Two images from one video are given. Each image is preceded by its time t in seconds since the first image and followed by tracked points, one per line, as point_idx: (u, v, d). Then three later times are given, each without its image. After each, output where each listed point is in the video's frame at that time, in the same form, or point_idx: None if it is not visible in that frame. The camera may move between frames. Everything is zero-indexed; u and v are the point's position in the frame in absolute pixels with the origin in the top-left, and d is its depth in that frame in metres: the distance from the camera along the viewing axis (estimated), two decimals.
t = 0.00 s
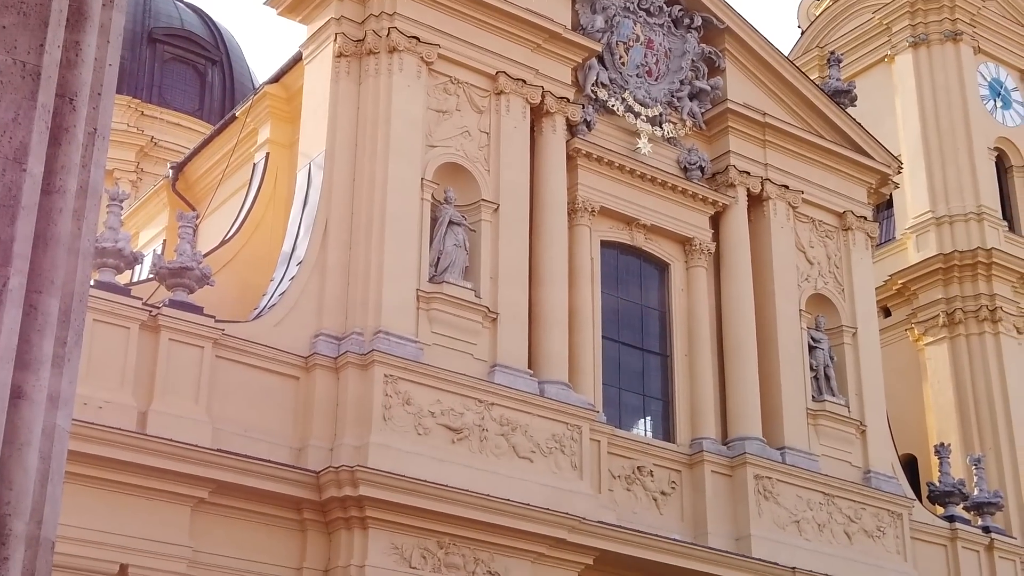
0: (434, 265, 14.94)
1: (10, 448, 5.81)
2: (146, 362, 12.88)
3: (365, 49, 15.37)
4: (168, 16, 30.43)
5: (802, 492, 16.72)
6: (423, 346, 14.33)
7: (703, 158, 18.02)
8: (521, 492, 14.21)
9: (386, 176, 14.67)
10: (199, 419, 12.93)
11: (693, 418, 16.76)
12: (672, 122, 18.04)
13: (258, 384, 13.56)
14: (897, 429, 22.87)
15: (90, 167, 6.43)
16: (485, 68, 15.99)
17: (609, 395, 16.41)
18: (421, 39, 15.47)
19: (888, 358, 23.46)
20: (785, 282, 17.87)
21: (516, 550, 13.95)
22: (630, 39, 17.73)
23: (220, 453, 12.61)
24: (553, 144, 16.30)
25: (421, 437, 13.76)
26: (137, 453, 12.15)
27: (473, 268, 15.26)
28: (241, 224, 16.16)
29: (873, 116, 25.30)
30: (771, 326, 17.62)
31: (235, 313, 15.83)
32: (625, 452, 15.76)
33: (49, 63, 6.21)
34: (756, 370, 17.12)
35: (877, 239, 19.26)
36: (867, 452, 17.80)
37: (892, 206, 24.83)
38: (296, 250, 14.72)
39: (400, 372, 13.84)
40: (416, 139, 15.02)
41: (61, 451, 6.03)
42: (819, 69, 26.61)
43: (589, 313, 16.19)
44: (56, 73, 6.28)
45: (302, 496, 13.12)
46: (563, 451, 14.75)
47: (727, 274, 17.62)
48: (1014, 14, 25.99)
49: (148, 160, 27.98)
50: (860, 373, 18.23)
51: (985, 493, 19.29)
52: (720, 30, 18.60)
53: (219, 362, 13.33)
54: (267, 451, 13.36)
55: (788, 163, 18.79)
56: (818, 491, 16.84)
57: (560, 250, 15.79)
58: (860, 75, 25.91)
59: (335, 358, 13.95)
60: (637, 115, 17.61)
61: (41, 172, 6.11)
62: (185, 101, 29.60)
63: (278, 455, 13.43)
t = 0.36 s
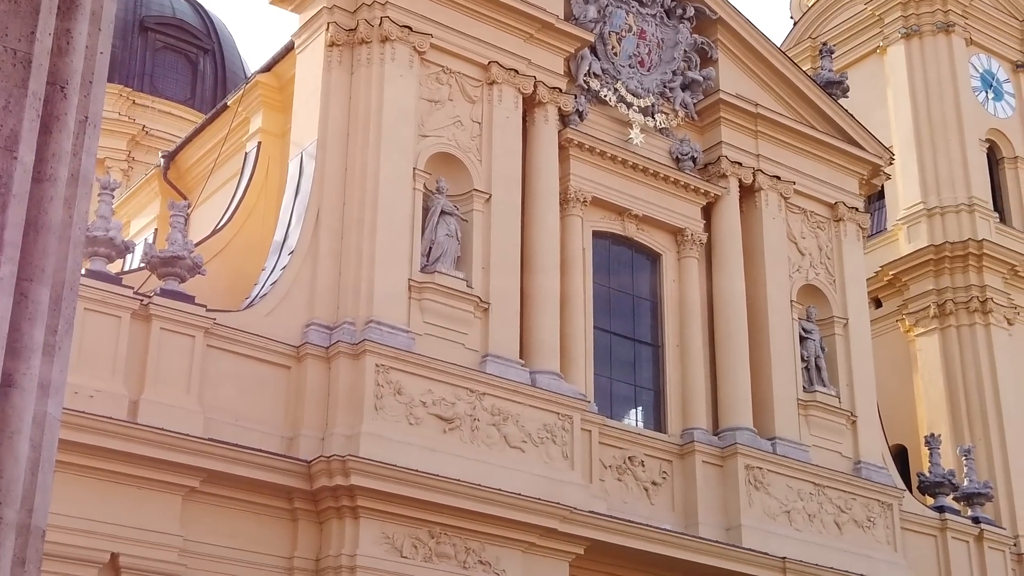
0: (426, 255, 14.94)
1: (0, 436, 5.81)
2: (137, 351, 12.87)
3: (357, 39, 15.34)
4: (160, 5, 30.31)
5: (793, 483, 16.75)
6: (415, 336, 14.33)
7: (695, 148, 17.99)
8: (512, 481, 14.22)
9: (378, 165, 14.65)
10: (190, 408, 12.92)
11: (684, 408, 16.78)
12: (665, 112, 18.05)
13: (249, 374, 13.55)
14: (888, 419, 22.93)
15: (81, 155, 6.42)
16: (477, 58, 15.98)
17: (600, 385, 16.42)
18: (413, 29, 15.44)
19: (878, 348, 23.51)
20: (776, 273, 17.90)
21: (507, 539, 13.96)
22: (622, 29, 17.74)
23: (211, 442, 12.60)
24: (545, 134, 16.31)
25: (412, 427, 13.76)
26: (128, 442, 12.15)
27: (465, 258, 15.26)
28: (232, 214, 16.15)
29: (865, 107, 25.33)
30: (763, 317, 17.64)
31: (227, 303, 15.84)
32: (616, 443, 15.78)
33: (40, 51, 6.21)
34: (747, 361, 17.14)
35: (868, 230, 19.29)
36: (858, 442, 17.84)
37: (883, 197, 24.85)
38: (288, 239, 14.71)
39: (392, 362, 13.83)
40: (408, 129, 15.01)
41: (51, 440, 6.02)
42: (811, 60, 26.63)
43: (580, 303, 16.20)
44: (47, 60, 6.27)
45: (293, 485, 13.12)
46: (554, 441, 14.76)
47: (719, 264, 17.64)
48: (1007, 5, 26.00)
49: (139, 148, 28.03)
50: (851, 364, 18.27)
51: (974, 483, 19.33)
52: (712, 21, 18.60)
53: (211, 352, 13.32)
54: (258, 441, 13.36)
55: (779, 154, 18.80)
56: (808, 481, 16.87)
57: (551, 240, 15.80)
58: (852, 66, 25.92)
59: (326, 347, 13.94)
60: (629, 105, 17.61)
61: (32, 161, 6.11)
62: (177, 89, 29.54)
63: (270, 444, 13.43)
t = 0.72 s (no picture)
0: (418, 243, 14.94)
1: None
2: (128, 339, 12.86)
3: (350, 27, 15.32)
4: None
5: (784, 472, 16.79)
6: (407, 325, 14.33)
7: (688, 138, 18.00)
8: (504, 470, 14.24)
9: (371, 154, 14.64)
10: (182, 396, 12.92)
11: (675, 398, 16.81)
12: (657, 102, 18.04)
13: (240, 362, 13.54)
14: (879, 409, 22.97)
15: (72, 142, 6.40)
16: (470, 47, 15.96)
17: (592, 374, 16.44)
18: (406, 17, 15.42)
19: (869, 339, 23.55)
20: (768, 263, 17.91)
21: (498, 528, 13.98)
22: (615, 19, 17.72)
23: (203, 431, 12.60)
24: (538, 123, 16.31)
25: (404, 415, 13.77)
26: (119, 430, 12.14)
27: (457, 247, 15.26)
28: (224, 202, 16.15)
29: (857, 98, 25.35)
30: (754, 307, 17.67)
31: (219, 291, 15.85)
32: (608, 432, 15.80)
33: (32, 38, 6.21)
34: (739, 351, 17.16)
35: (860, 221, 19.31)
36: (849, 432, 17.89)
37: (875, 187, 24.87)
38: (280, 228, 14.70)
39: (384, 351, 13.84)
40: (400, 118, 14.99)
41: (42, 427, 6.03)
42: (804, 50, 26.61)
43: (572, 293, 16.22)
44: (38, 47, 6.26)
45: (284, 473, 13.12)
46: (546, 430, 14.78)
47: (711, 254, 17.65)
48: None
49: (131, 136, 27.91)
50: (842, 353, 18.30)
51: (965, 473, 19.43)
52: (705, 10, 18.60)
53: (202, 340, 13.32)
54: (250, 429, 13.36)
55: (771, 144, 18.80)
56: (799, 470, 16.91)
57: (543, 230, 15.80)
58: (845, 56, 25.92)
59: (318, 336, 13.94)
60: (621, 95, 17.61)
61: (23, 147, 6.10)
62: (169, 78, 29.47)
63: (261, 432, 13.43)
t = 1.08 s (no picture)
0: (411, 234, 14.93)
1: None
2: (120, 329, 12.85)
3: (343, 17, 15.29)
4: None
5: (776, 462, 16.82)
6: (399, 315, 14.33)
7: (681, 129, 18.00)
8: (496, 460, 14.25)
9: (363, 144, 14.63)
10: (174, 386, 12.91)
11: (667, 389, 16.83)
12: (650, 93, 18.03)
13: (233, 352, 13.54)
14: (870, 400, 23.02)
15: (65, 131, 6.40)
16: (463, 37, 15.94)
17: (585, 365, 16.45)
18: (399, 7, 15.39)
19: (861, 330, 23.59)
20: (760, 254, 17.93)
21: (490, 518, 13.99)
22: (609, 9, 17.74)
23: (195, 420, 12.59)
24: (530, 113, 16.31)
25: (396, 406, 13.77)
26: (111, 420, 12.14)
27: (450, 238, 15.25)
28: (216, 191, 16.12)
29: (850, 89, 25.36)
30: (746, 297, 17.68)
31: (211, 281, 15.83)
32: (600, 422, 15.82)
33: (24, 26, 6.19)
34: (731, 342, 17.17)
35: (852, 212, 19.33)
36: (840, 423, 17.93)
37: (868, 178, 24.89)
38: (272, 217, 14.68)
39: (376, 341, 13.83)
40: (393, 107, 14.98)
41: (33, 417, 6.04)
42: (796, 40, 26.61)
43: (565, 283, 16.22)
44: (29, 35, 6.24)
45: (276, 463, 13.12)
46: (538, 420, 14.79)
47: (703, 245, 17.66)
48: None
49: (123, 126, 27.96)
50: (834, 344, 18.33)
51: (956, 464, 19.44)
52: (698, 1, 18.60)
53: (194, 330, 13.30)
54: (242, 419, 13.36)
55: (764, 134, 18.80)
56: (790, 461, 16.94)
57: (535, 221, 15.80)
58: (839, 47, 25.92)
59: (311, 326, 13.93)
60: (614, 85, 17.60)
61: (15, 136, 6.08)
62: (161, 67, 29.46)
63: (253, 422, 13.43)
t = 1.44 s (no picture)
0: (402, 222, 14.92)
1: None
2: (111, 317, 12.83)
3: (335, 5, 15.27)
4: None
5: (766, 451, 16.85)
6: (391, 303, 14.33)
7: (673, 118, 17.99)
8: (487, 449, 14.26)
9: (355, 131, 14.61)
10: (166, 374, 12.90)
11: (659, 378, 16.85)
12: (642, 81, 18.03)
13: (224, 340, 13.53)
14: (860, 389, 23.07)
15: (55, 117, 6.39)
16: (455, 25, 15.92)
17: (576, 353, 16.46)
18: None
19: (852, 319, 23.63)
20: (752, 243, 17.94)
21: (481, 506, 14.00)
22: None
23: (186, 408, 12.59)
24: (523, 102, 16.30)
25: (388, 394, 13.78)
26: (102, 407, 12.13)
27: (441, 226, 15.25)
28: (208, 179, 16.10)
29: (842, 78, 25.37)
30: (738, 287, 17.70)
31: (203, 269, 15.82)
32: (591, 411, 15.83)
33: (15, 12, 6.17)
34: (722, 332, 17.19)
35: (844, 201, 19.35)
36: (831, 412, 17.96)
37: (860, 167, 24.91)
38: (264, 205, 14.66)
39: (368, 329, 13.83)
40: (385, 95, 14.96)
41: (22, 406, 6.06)
42: (789, 30, 26.62)
43: (556, 273, 16.23)
44: (20, 21, 6.21)
45: (267, 451, 13.12)
46: (530, 409, 14.81)
47: (695, 234, 17.67)
48: None
49: (114, 113, 27.86)
50: (825, 334, 18.36)
51: (946, 453, 19.50)
52: None
53: (186, 318, 13.29)
54: (233, 407, 13.36)
55: (756, 124, 18.80)
56: (781, 450, 16.98)
57: (527, 210, 15.80)
58: (831, 37, 25.92)
59: (302, 314, 13.93)
60: (607, 74, 17.60)
61: (6, 122, 6.07)
62: (152, 55, 29.39)
63: (244, 410, 13.42)
